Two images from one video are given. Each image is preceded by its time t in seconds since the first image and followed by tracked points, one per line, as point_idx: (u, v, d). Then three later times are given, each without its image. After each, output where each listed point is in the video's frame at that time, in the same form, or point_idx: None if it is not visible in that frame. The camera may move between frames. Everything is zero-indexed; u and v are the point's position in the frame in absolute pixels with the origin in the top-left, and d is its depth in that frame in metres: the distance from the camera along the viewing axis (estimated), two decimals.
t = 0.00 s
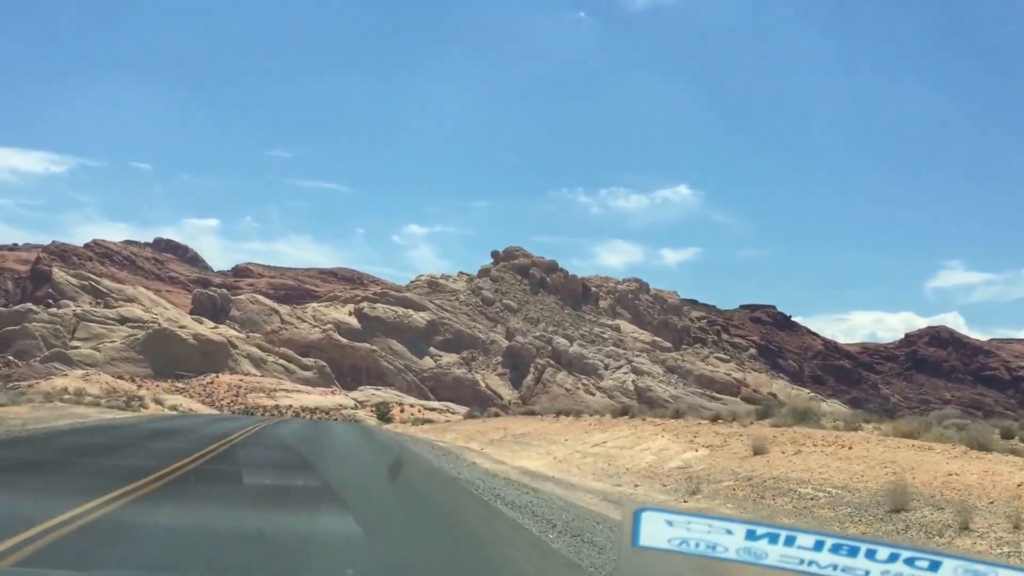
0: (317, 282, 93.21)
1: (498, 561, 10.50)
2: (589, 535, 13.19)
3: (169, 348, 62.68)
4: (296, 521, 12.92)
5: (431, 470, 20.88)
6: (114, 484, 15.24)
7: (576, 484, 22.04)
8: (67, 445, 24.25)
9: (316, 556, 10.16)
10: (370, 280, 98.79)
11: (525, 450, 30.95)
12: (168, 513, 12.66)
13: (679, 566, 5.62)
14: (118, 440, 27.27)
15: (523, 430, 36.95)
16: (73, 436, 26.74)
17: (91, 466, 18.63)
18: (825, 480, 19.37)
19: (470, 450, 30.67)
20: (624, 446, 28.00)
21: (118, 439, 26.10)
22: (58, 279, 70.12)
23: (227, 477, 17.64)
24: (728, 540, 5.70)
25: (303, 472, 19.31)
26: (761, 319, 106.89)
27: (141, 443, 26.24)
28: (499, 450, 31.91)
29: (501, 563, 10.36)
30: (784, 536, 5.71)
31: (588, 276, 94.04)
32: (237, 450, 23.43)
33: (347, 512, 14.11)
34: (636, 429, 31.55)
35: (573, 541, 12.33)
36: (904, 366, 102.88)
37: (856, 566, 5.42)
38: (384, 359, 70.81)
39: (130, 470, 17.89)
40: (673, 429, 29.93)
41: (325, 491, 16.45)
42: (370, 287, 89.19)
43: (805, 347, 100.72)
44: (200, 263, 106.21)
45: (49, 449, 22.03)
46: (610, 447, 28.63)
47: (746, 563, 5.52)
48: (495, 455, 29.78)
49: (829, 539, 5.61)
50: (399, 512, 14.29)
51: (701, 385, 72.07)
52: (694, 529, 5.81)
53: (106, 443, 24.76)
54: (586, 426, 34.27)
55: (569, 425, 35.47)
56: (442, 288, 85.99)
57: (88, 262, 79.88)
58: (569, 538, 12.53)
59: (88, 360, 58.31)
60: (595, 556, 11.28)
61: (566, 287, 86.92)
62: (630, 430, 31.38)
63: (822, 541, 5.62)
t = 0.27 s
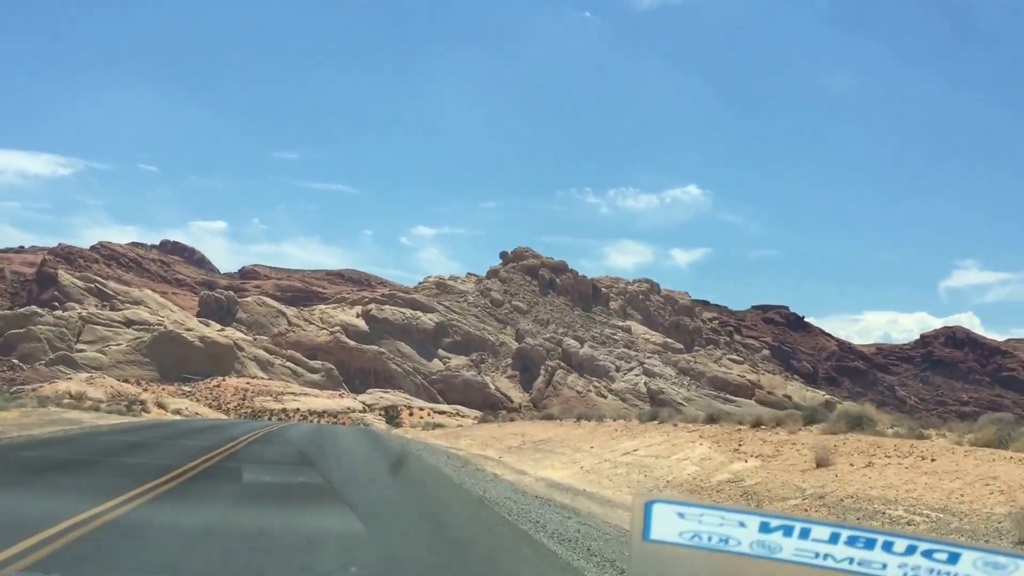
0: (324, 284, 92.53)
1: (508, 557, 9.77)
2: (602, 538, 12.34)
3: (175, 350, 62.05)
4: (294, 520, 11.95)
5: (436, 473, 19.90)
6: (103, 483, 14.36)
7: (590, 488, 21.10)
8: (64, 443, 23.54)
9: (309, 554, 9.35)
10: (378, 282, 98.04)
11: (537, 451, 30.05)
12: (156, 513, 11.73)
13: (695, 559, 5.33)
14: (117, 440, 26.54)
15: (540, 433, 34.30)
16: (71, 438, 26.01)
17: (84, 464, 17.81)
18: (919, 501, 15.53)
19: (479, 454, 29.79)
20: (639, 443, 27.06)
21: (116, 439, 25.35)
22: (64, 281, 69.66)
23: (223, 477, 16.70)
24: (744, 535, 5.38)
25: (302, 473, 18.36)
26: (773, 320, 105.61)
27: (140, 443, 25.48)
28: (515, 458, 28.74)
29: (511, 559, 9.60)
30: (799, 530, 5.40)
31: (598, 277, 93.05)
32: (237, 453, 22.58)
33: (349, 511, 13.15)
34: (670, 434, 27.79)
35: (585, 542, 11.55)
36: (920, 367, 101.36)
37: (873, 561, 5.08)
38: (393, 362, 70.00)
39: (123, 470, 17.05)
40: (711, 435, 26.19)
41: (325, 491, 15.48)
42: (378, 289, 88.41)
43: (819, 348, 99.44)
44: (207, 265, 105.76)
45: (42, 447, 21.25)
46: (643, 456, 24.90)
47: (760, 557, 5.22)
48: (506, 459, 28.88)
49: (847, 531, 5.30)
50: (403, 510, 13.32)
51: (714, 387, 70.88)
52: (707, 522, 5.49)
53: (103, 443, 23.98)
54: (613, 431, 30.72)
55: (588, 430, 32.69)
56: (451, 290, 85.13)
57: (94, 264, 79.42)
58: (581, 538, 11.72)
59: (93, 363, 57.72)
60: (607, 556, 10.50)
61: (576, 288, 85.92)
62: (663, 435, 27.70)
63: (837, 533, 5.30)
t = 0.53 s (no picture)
0: (331, 286, 92.38)
1: None
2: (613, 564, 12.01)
3: (182, 354, 61.88)
4: (294, 546, 11.54)
5: (439, 490, 19.50)
6: (101, 503, 14.02)
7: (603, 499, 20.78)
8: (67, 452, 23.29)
9: None
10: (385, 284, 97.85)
11: (547, 459, 29.73)
12: (155, 536, 11.39)
13: None
14: (122, 444, 26.37)
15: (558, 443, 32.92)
16: (76, 444, 25.83)
17: (85, 478, 17.54)
18: None
19: (489, 461, 29.49)
20: (650, 452, 26.77)
21: (120, 446, 25.15)
22: (71, 285, 69.64)
23: (222, 499, 16.31)
24: (734, 563, 5.59)
25: (303, 493, 17.97)
26: (782, 321, 105.12)
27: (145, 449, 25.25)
28: (541, 467, 28.02)
29: None
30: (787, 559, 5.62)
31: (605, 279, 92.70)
32: (240, 466, 22.29)
33: (350, 534, 12.76)
34: (711, 439, 27.00)
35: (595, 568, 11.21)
36: (930, 369, 100.63)
37: None
38: (400, 364, 69.69)
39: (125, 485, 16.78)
40: (764, 440, 25.16)
41: (326, 514, 15.06)
42: (385, 291, 88.20)
43: (828, 349, 98.95)
44: (214, 268, 105.74)
45: (45, 458, 21.02)
46: (686, 467, 24.24)
47: None
48: (516, 465, 28.59)
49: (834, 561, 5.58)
50: (407, 534, 12.93)
51: (723, 389, 70.36)
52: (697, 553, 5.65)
53: (107, 450, 23.78)
54: (642, 437, 29.91)
55: (616, 438, 31.17)
56: (458, 292, 84.83)
57: (102, 268, 79.42)
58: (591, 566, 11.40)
59: (99, 367, 57.58)
60: None
61: (584, 290, 85.58)
62: (705, 439, 26.98)
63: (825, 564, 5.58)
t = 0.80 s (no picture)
0: (337, 290, 92.39)
1: None
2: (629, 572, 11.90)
3: (189, 358, 61.87)
4: (312, 555, 11.39)
5: (451, 499, 19.34)
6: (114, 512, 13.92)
7: (616, 509, 20.71)
8: (79, 461, 23.27)
9: None
10: (391, 287, 97.86)
11: (560, 465, 29.58)
12: (169, 546, 11.36)
13: None
14: (133, 453, 26.35)
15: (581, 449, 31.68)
16: (88, 451, 25.82)
17: (96, 486, 17.47)
18: None
19: (502, 466, 29.36)
20: (664, 458, 26.63)
21: (130, 455, 25.17)
22: (79, 289, 69.76)
23: (234, 507, 16.18)
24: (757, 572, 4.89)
25: (315, 501, 17.82)
26: (788, 323, 104.96)
27: (157, 458, 25.23)
28: (573, 480, 26.72)
29: None
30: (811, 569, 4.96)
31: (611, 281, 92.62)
32: (251, 473, 22.19)
33: (362, 543, 12.67)
34: (752, 447, 25.07)
35: None
36: (938, 370, 100.27)
37: None
38: (407, 367, 69.61)
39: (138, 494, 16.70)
40: (817, 450, 22.65)
41: (340, 523, 14.89)
42: (391, 295, 88.18)
43: (835, 351, 98.77)
44: (220, 272, 105.86)
45: (57, 466, 20.98)
46: (738, 480, 21.92)
47: None
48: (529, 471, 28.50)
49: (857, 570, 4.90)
50: (418, 543, 12.82)
51: (731, 391, 70.16)
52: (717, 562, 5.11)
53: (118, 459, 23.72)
54: (674, 443, 28.42)
55: (646, 443, 29.72)
56: (464, 295, 84.78)
57: (109, 272, 79.55)
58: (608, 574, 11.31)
59: (106, 371, 57.56)
60: None
61: (590, 293, 85.49)
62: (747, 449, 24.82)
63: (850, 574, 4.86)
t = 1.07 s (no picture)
0: (344, 293, 92.51)
1: None
2: None
3: (196, 362, 61.92)
4: (319, 561, 11.26)
5: (458, 505, 19.21)
6: (124, 519, 13.85)
7: (631, 513, 20.63)
8: (89, 468, 23.23)
9: None
10: (397, 291, 97.94)
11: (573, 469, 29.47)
12: (179, 551, 11.36)
13: None
14: (142, 460, 26.37)
15: (606, 460, 30.10)
16: (98, 457, 25.84)
17: (101, 493, 17.35)
18: None
19: (512, 472, 29.32)
20: (702, 467, 24.80)
21: (139, 462, 25.21)
22: (86, 294, 69.91)
23: (241, 512, 16.08)
24: None
25: (321, 507, 17.70)
26: (794, 325, 104.88)
27: (165, 466, 25.17)
28: (604, 493, 24.56)
29: None
30: None
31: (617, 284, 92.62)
32: (259, 479, 22.10)
33: (370, 548, 12.63)
34: (805, 454, 22.53)
35: None
36: (945, 372, 100.02)
37: None
38: (414, 371, 69.59)
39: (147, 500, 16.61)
40: (885, 459, 19.88)
41: (348, 529, 14.75)
42: (397, 298, 88.25)
43: (842, 353, 98.64)
44: (227, 277, 106.10)
45: (66, 473, 20.92)
46: (794, 494, 19.49)
47: None
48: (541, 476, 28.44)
49: None
50: (427, 548, 12.78)
51: (738, 394, 70.04)
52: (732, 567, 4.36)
53: (128, 466, 23.77)
54: (710, 453, 26.32)
55: (681, 454, 27.58)
56: (470, 298, 84.81)
57: (116, 276, 79.74)
58: None
59: (113, 375, 57.58)
60: None
61: (596, 295, 85.48)
62: (798, 458, 22.47)
63: None
